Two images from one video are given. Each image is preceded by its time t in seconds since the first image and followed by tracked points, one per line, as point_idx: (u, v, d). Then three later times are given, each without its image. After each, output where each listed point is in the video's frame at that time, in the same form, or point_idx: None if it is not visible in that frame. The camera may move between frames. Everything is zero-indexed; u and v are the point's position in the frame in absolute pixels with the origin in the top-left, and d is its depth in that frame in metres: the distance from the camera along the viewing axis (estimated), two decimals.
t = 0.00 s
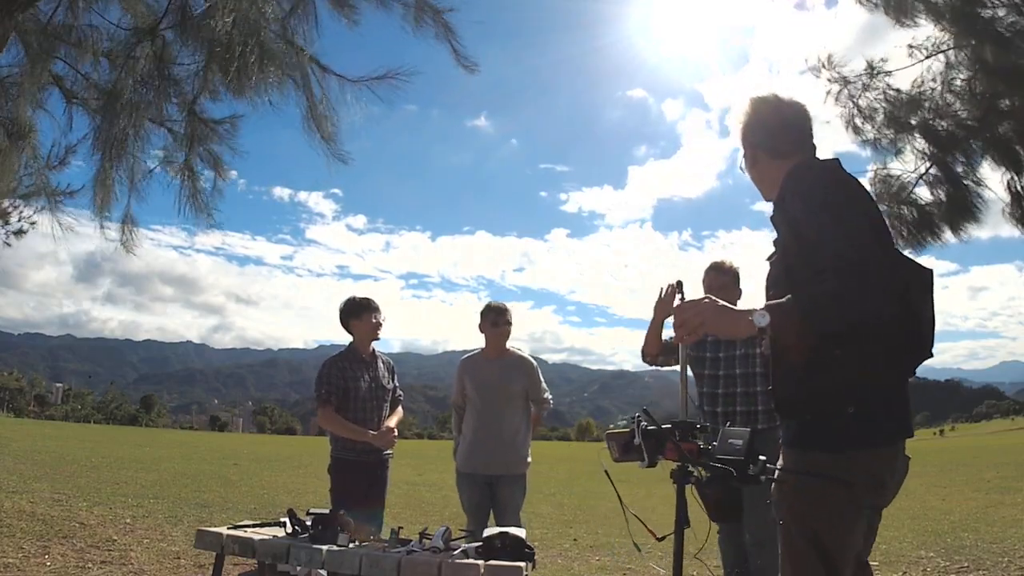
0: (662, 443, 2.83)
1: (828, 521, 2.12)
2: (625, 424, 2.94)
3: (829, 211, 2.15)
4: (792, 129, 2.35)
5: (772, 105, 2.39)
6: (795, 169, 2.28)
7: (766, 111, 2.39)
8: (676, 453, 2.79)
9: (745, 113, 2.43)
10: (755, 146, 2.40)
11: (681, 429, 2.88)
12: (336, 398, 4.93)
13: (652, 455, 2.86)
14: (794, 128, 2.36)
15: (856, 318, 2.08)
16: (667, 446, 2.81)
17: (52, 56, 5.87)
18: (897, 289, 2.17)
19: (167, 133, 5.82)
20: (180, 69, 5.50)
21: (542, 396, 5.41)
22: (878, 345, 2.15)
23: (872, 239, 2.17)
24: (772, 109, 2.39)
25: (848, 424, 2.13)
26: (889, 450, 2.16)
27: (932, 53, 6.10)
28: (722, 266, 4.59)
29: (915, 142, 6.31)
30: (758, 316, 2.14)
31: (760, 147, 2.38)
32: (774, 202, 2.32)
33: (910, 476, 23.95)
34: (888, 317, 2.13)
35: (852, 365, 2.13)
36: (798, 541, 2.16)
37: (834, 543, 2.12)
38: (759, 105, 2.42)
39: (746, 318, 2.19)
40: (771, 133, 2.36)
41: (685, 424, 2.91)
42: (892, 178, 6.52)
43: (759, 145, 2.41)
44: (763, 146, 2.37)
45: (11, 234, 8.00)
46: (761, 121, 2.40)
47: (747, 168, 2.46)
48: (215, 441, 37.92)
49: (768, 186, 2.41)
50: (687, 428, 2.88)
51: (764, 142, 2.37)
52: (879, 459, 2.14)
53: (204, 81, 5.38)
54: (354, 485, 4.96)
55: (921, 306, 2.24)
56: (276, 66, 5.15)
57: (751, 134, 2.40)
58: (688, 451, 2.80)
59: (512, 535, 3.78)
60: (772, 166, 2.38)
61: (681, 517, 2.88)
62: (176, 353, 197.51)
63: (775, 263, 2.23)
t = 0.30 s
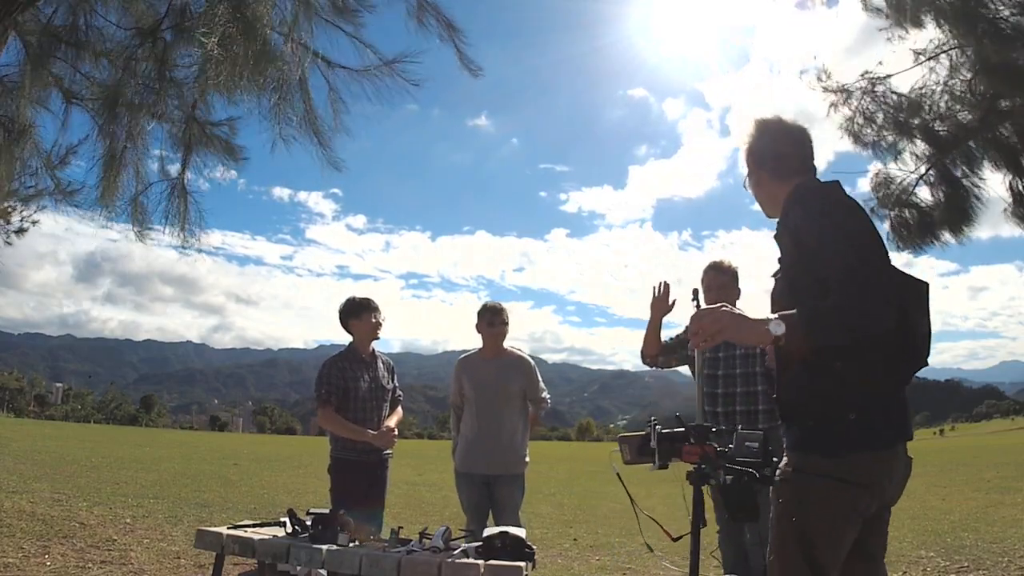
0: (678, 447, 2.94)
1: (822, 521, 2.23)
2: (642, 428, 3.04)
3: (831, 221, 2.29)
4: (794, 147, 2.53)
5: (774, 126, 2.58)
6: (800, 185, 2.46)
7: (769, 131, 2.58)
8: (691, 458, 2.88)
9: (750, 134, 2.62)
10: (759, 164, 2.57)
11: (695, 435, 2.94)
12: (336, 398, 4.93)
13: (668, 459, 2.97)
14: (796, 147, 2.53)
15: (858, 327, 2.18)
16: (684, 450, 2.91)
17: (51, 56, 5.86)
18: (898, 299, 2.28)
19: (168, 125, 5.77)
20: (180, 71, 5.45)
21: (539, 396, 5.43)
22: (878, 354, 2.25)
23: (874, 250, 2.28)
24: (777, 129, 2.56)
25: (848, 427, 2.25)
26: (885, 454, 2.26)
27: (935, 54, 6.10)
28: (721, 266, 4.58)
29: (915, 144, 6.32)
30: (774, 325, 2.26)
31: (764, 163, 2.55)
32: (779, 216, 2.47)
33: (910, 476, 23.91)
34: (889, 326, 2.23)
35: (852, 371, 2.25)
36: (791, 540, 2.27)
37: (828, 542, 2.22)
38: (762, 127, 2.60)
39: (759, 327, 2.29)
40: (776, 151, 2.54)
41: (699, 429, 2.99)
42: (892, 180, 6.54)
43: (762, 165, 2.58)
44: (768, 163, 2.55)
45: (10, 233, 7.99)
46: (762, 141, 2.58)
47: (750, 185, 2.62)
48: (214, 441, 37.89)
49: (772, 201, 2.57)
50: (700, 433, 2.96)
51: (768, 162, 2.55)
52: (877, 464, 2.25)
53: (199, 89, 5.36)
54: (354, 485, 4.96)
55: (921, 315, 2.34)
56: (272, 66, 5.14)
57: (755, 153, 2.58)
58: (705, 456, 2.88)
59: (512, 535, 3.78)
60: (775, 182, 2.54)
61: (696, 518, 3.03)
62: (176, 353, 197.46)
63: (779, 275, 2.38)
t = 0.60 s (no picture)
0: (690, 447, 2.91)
1: (823, 523, 2.24)
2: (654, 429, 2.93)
3: (830, 226, 2.33)
4: (797, 162, 2.55)
5: (778, 142, 2.60)
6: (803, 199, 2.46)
7: (773, 147, 2.60)
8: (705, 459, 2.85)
9: (754, 150, 2.64)
10: (763, 178, 2.59)
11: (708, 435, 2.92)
12: (334, 398, 4.94)
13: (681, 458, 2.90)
14: (799, 163, 2.55)
15: (856, 329, 2.22)
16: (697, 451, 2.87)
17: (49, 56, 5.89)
18: (898, 304, 2.30)
19: (172, 127, 5.85)
20: (183, 71, 5.33)
21: (537, 395, 5.42)
22: (879, 357, 2.27)
23: (872, 257, 2.31)
24: (781, 145, 2.58)
25: (849, 430, 2.26)
26: (886, 458, 2.27)
27: (935, 53, 6.09)
28: (717, 266, 4.59)
29: (915, 143, 6.32)
30: (783, 331, 2.28)
31: (769, 177, 2.57)
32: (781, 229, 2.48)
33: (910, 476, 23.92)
34: (888, 329, 2.26)
35: (852, 374, 2.27)
36: (793, 542, 2.28)
37: (828, 544, 2.24)
38: (766, 143, 2.62)
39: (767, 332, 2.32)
40: (779, 167, 2.56)
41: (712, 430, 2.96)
42: (890, 178, 6.55)
43: (765, 180, 2.60)
44: (772, 177, 2.56)
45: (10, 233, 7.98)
46: (766, 156, 2.60)
47: (753, 201, 2.64)
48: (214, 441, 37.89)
49: (775, 216, 2.58)
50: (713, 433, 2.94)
51: (770, 177, 2.57)
52: (879, 467, 2.25)
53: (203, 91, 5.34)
54: (353, 485, 4.96)
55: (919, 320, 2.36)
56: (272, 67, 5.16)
57: (759, 169, 2.60)
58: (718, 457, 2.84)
59: (512, 535, 3.78)
60: (778, 198, 2.55)
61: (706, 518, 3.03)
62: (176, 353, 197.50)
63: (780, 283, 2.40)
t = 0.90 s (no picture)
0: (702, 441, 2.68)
1: (826, 523, 2.25)
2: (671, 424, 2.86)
3: (831, 230, 2.33)
4: (802, 169, 2.55)
5: (784, 148, 2.61)
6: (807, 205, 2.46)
7: (778, 153, 2.60)
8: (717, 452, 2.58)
9: (760, 155, 2.64)
10: (767, 184, 2.59)
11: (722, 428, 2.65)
12: (332, 398, 4.94)
13: (696, 452, 2.81)
14: (804, 170, 2.56)
15: (856, 331, 2.22)
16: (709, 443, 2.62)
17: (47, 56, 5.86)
18: (897, 306, 2.30)
19: (174, 127, 5.80)
20: (187, 65, 5.37)
21: (537, 396, 5.41)
22: (879, 359, 2.27)
23: (872, 259, 2.31)
24: (787, 151, 2.59)
25: (849, 431, 2.26)
26: (887, 460, 2.26)
27: (934, 51, 6.09)
28: (715, 265, 4.58)
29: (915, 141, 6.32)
30: (792, 329, 2.28)
31: (773, 181, 2.56)
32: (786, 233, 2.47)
33: (910, 476, 23.93)
34: (888, 332, 2.26)
35: (852, 375, 2.27)
36: (795, 541, 2.28)
37: (831, 544, 2.24)
38: (772, 149, 2.63)
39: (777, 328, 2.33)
40: (785, 173, 2.56)
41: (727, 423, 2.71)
42: (891, 175, 6.55)
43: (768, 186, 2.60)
44: (776, 182, 2.56)
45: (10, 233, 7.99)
46: (770, 163, 2.61)
47: (755, 206, 2.63)
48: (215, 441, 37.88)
49: (778, 222, 2.58)
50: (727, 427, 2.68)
51: (775, 184, 2.56)
52: (880, 469, 2.25)
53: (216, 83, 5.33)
54: (352, 485, 4.96)
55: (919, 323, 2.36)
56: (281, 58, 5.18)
57: (764, 174, 2.59)
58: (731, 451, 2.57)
59: (512, 535, 3.78)
60: (781, 204, 2.56)
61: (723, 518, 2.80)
62: (176, 354, 197.50)
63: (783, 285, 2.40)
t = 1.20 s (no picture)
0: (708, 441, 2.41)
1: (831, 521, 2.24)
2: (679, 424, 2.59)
3: (832, 231, 2.34)
4: (808, 172, 2.55)
5: (794, 149, 2.59)
6: (812, 210, 2.46)
7: (787, 153, 2.59)
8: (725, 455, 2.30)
9: (768, 154, 2.63)
10: (774, 184, 2.58)
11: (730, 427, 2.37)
12: (329, 398, 4.95)
13: (705, 453, 2.52)
14: (810, 173, 2.56)
15: (857, 331, 2.22)
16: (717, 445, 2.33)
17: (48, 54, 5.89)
18: (899, 306, 2.30)
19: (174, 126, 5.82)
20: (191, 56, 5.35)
21: (537, 396, 5.42)
22: (879, 359, 2.27)
23: (874, 259, 2.31)
24: (796, 152, 2.58)
25: (852, 430, 2.27)
26: (889, 460, 2.27)
27: (933, 52, 6.10)
28: (712, 265, 4.57)
29: (914, 141, 6.33)
30: (799, 329, 2.24)
31: (782, 182, 2.56)
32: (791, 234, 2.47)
33: (910, 476, 23.95)
34: (890, 331, 2.25)
35: (852, 375, 2.28)
36: (801, 544, 2.27)
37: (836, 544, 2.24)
38: (780, 150, 2.62)
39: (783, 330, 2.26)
40: (792, 174, 2.55)
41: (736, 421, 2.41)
42: (891, 176, 6.55)
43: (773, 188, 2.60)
44: (783, 183, 2.56)
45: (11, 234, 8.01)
46: (778, 162, 2.60)
47: (755, 206, 2.64)
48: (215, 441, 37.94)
49: (780, 222, 2.58)
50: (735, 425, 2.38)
51: (782, 184, 2.56)
52: (883, 468, 2.26)
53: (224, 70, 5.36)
54: (351, 486, 4.96)
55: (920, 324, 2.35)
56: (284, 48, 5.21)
57: (770, 174, 2.59)
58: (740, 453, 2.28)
59: (512, 535, 3.78)
60: (784, 205, 2.56)
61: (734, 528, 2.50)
62: (176, 354, 197.58)
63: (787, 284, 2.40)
